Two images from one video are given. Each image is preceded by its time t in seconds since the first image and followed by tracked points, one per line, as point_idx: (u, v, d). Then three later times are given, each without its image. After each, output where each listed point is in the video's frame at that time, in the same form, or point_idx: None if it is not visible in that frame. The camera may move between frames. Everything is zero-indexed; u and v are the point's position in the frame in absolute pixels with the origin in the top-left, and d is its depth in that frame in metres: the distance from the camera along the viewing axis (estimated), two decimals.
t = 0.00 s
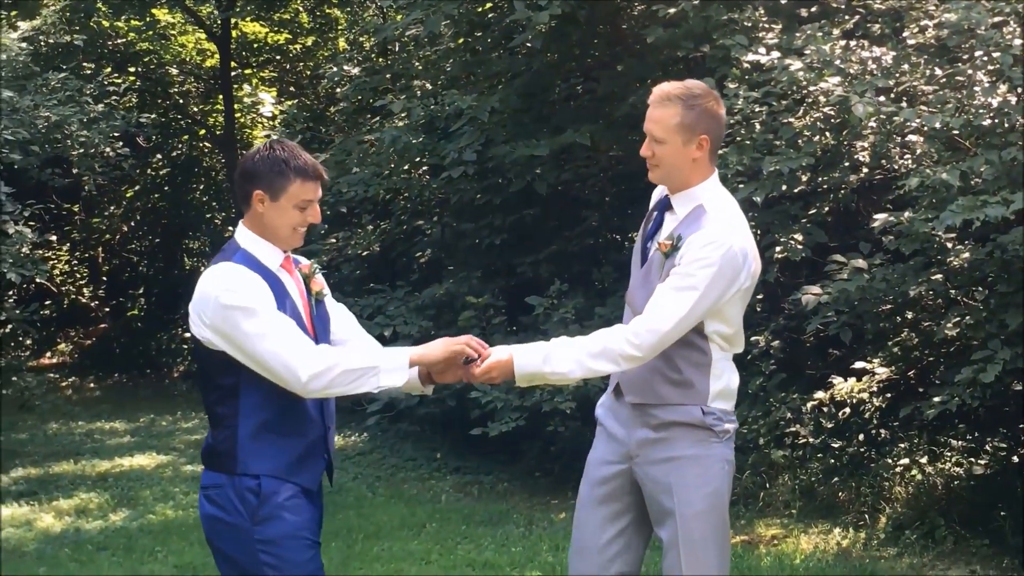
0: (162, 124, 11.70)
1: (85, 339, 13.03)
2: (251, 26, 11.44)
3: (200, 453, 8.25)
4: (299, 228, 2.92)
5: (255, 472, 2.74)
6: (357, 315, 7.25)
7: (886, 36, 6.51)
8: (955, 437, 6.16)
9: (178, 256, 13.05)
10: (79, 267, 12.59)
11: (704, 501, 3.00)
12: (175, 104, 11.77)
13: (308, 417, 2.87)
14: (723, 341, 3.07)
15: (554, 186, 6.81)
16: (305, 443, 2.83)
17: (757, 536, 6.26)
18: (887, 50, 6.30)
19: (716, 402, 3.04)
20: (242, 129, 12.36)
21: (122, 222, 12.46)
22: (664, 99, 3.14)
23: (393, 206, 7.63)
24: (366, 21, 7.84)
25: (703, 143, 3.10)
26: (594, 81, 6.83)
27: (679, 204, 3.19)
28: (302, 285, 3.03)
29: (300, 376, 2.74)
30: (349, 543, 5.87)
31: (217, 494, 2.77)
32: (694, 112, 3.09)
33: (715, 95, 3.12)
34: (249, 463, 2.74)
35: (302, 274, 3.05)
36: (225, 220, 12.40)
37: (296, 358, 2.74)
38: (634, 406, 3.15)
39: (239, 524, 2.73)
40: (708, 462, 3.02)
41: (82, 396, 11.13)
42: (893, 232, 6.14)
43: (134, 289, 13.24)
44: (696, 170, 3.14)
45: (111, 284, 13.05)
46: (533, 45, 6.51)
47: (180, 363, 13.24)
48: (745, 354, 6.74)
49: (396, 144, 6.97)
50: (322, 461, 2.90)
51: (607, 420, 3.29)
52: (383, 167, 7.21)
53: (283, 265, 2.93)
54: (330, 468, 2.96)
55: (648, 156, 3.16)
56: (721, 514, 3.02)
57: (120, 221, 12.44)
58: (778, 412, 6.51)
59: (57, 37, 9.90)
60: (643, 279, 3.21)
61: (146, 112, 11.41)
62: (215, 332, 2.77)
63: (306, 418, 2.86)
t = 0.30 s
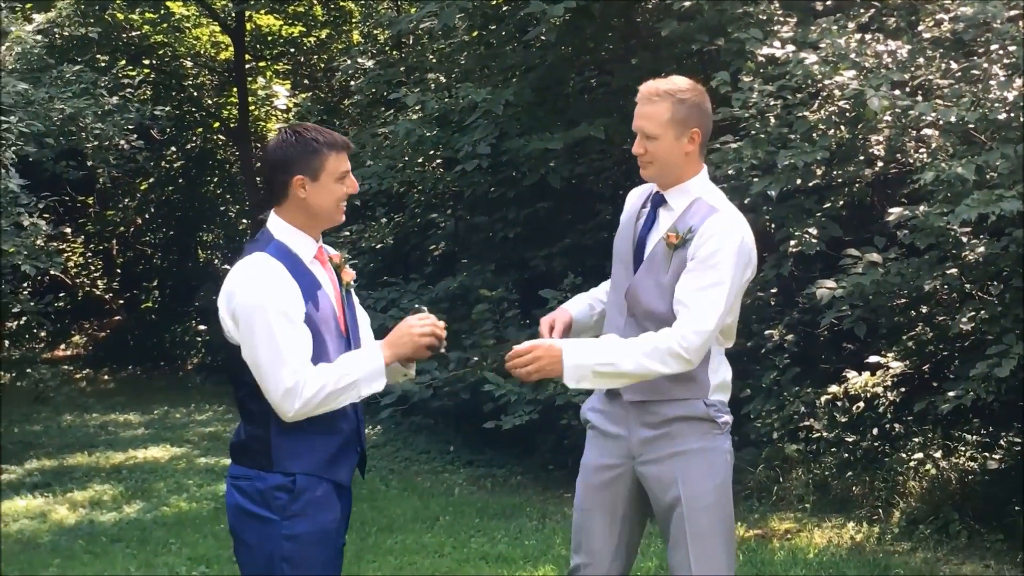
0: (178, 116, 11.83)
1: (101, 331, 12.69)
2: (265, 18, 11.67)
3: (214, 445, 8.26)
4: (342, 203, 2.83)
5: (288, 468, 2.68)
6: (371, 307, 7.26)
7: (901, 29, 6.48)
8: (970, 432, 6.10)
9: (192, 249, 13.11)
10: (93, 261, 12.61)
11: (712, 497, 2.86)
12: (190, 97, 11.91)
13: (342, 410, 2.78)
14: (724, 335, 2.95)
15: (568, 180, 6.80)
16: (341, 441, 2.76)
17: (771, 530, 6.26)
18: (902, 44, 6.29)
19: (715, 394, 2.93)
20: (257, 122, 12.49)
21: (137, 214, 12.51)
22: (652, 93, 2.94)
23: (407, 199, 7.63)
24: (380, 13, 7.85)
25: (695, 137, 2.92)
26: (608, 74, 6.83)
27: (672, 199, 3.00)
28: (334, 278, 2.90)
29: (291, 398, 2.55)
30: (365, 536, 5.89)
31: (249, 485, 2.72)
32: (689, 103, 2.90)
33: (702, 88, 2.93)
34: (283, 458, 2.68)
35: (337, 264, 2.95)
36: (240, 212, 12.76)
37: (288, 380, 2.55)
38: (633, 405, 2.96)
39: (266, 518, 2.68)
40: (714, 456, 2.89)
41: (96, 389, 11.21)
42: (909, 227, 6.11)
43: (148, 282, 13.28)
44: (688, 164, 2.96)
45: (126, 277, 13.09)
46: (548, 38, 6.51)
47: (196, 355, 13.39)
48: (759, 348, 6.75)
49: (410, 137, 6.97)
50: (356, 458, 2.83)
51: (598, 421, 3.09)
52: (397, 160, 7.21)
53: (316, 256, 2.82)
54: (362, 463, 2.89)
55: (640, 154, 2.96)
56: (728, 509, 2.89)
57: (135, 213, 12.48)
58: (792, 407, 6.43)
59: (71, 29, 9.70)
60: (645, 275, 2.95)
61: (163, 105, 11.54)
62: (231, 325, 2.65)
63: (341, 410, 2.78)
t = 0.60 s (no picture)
0: (184, 109, 11.91)
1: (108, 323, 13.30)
2: (271, 11, 11.83)
3: (219, 438, 8.25)
4: (374, 209, 2.86)
5: (301, 467, 2.68)
6: (376, 301, 7.25)
7: (908, 23, 6.46)
8: (975, 426, 6.15)
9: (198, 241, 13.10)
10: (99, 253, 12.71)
11: (689, 488, 2.99)
12: (196, 90, 12.03)
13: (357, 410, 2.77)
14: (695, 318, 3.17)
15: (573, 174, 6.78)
16: (355, 442, 2.75)
17: (776, 524, 6.27)
18: (909, 37, 6.26)
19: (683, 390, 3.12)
20: (262, 115, 12.57)
21: (142, 207, 12.37)
22: (596, 90, 3.09)
23: (412, 192, 7.62)
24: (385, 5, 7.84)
25: (644, 127, 3.08)
26: (614, 68, 6.82)
27: (633, 191, 3.13)
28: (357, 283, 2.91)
29: (262, 406, 2.55)
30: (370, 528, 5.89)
31: (263, 482, 2.72)
32: (638, 96, 3.06)
33: (646, 82, 3.11)
34: (297, 457, 2.68)
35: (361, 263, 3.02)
36: (246, 205, 12.74)
37: (267, 389, 2.55)
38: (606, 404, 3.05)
39: (279, 517, 2.68)
40: (687, 449, 3.04)
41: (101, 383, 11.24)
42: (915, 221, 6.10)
43: (154, 274, 13.30)
44: (638, 156, 3.11)
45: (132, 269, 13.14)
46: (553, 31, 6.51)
47: (201, 347, 13.36)
48: (764, 342, 6.76)
49: (415, 130, 6.94)
50: (372, 461, 2.83)
51: (565, 421, 3.14)
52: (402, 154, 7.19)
53: (341, 256, 2.84)
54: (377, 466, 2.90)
55: (591, 146, 3.07)
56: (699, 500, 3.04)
57: (140, 206, 12.34)
58: (797, 400, 6.43)
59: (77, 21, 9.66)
60: (630, 268, 3.03)
61: (168, 97, 11.56)
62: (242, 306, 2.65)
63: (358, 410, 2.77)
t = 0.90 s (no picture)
0: (185, 101, 12.08)
1: (109, 314, 13.59)
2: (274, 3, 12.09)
3: (222, 431, 8.24)
4: (388, 197, 2.87)
5: (309, 453, 2.72)
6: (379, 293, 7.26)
7: (911, 16, 6.45)
8: (978, 419, 6.14)
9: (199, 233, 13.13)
10: (102, 244, 12.56)
11: (685, 475, 3.03)
12: (199, 81, 12.21)
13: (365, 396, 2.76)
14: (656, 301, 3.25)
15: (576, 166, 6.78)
16: (364, 427, 2.76)
17: (778, 517, 6.27)
18: (912, 30, 6.23)
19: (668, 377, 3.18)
20: (264, 107, 12.58)
21: (144, 198, 12.43)
22: (542, 82, 3.14)
23: (416, 185, 7.61)
24: None
25: (592, 115, 3.10)
26: (617, 61, 6.82)
27: (594, 180, 3.13)
28: (382, 271, 2.94)
29: (245, 366, 2.61)
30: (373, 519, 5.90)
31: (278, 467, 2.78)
32: (582, 85, 3.10)
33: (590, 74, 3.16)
34: (304, 443, 2.72)
35: (391, 255, 3.00)
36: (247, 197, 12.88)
37: (252, 348, 2.61)
38: (605, 392, 3.04)
39: (290, 502, 2.73)
40: (680, 436, 3.08)
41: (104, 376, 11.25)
42: (919, 214, 6.08)
43: (156, 267, 13.29)
44: (588, 143, 3.12)
45: (134, 261, 13.15)
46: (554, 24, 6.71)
47: (203, 339, 13.16)
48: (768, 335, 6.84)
49: (418, 122, 6.94)
50: (385, 445, 2.82)
51: (561, 413, 3.09)
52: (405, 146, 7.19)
53: (361, 242, 2.89)
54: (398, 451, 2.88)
55: (540, 135, 3.08)
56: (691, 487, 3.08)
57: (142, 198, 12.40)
58: (800, 393, 6.42)
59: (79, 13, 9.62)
60: (614, 257, 3.04)
61: (170, 89, 11.80)
62: (250, 275, 2.74)
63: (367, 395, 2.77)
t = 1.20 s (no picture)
0: (190, 93, 12.01)
1: (115, 306, 13.73)
2: None
3: (227, 422, 8.25)
4: (396, 198, 2.86)
5: (309, 436, 2.79)
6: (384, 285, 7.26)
7: (918, 8, 6.41)
8: (983, 411, 6.15)
9: (205, 226, 13.25)
10: (107, 237, 13.01)
11: (686, 466, 2.97)
12: (204, 74, 12.17)
13: (366, 379, 2.82)
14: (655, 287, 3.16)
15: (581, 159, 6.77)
16: (363, 409, 2.80)
17: (784, 509, 6.27)
18: (918, 22, 6.17)
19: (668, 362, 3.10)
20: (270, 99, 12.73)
21: (149, 190, 12.60)
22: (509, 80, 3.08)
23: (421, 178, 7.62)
24: None
25: (563, 104, 3.05)
26: (623, 54, 6.83)
27: (575, 169, 3.07)
28: (398, 261, 2.93)
29: (262, 352, 2.71)
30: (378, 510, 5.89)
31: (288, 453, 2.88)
32: (551, 79, 3.05)
33: (558, 69, 3.11)
34: (305, 427, 2.80)
35: (411, 246, 2.95)
36: (252, 189, 12.89)
37: (264, 335, 2.71)
38: (606, 383, 2.95)
39: (296, 485, 2.83)
40: (681, 425, 3.01)
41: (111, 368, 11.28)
42: (923, 206, 6.03)
43: (161, 259, 13.55)
44: (565, 134, 3.07)
45: (140, 254, 13.50)
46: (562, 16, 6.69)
47: (208, 331, 13.28)
48: (773, 328, 6.87)
49: (424, 114, 6.93)
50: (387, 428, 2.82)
51: (563, 406, 3.00)
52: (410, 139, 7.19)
53: (375, 231, 2.91)
54: (408, 436, 2.89)
55: (514, 134, 3.03)
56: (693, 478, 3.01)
57: (147, 189, 12.58)
58: (805, 385, 6.45)
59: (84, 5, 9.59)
60: (602, 247, 2.99)
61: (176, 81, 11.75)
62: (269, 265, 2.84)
63: (368, 379, 2.82)
